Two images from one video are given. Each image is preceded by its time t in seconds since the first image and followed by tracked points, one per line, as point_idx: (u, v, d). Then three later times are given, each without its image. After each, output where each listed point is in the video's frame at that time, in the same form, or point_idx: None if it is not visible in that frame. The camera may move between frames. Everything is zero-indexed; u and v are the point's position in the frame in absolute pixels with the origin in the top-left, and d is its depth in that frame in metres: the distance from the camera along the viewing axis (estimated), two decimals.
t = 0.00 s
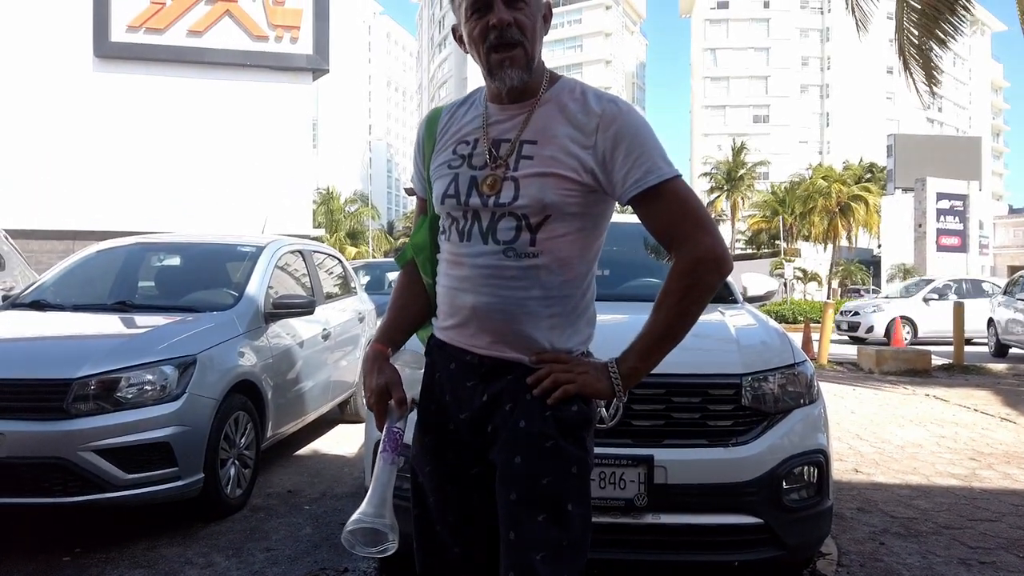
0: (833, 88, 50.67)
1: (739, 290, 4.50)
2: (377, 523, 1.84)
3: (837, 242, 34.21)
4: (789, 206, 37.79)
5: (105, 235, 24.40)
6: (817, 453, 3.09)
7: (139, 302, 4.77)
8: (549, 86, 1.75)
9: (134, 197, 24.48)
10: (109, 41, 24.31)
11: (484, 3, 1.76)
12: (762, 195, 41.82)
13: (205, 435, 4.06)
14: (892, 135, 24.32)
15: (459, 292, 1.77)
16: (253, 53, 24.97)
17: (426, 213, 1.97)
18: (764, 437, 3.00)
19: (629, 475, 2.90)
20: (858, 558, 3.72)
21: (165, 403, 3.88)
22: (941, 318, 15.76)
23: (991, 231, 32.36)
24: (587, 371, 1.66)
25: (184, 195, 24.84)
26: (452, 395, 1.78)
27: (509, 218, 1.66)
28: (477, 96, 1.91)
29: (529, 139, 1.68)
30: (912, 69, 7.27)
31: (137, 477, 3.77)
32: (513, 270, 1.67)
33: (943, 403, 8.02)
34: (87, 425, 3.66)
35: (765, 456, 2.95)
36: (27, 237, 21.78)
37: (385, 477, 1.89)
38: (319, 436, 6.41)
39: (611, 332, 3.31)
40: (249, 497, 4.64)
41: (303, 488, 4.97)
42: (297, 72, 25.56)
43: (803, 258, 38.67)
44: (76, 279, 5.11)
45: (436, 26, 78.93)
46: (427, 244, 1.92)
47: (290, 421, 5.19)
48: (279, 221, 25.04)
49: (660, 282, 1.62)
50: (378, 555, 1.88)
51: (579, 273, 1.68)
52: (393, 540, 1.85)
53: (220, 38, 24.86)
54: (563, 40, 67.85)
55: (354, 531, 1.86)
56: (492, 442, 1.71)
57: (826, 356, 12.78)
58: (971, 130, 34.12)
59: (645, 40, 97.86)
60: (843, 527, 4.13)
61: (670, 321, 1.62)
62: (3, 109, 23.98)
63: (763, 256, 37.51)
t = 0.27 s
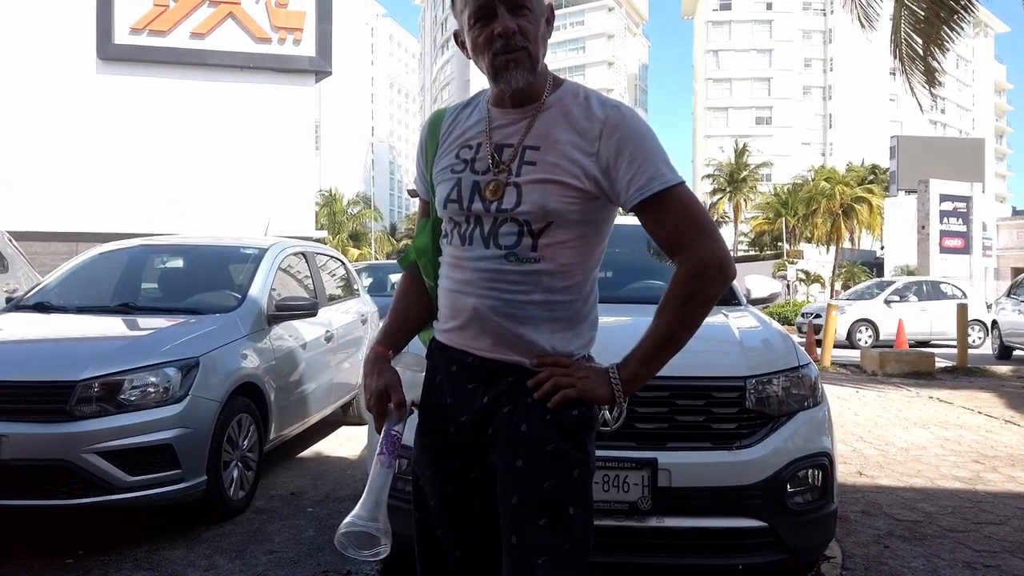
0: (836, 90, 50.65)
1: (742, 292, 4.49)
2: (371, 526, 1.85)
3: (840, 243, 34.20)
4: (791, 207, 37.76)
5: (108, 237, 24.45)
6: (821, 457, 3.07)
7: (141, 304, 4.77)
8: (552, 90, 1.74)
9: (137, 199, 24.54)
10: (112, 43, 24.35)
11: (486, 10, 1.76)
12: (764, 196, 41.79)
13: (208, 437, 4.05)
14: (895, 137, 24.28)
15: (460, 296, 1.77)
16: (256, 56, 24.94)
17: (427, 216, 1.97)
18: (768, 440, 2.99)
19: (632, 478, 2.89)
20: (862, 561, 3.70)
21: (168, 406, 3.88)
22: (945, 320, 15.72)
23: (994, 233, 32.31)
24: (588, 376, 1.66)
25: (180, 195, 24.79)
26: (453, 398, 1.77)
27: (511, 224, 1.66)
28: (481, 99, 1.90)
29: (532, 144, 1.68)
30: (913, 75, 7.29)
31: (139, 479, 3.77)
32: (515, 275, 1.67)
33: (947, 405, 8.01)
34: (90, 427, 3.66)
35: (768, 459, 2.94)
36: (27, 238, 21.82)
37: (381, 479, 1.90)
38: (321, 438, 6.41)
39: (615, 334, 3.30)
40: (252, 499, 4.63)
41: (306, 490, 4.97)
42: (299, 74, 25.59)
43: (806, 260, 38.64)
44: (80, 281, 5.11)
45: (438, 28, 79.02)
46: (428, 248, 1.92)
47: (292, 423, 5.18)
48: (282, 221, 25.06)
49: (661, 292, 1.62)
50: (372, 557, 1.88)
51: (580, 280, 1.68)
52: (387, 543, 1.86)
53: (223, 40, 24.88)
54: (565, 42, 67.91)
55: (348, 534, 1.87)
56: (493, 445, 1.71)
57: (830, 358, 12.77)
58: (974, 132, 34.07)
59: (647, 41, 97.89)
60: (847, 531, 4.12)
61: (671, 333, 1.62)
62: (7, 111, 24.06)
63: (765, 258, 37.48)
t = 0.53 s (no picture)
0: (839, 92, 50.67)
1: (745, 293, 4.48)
2: (373, 524, 1.88)
3: (843, 245, 34.22)
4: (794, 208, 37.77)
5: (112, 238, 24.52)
6: (824, 457, 3.06)
7: (144, 305, 4.77)
8: (553, 89, 1.74)
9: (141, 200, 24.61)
10: (116, 45, 24.41)
11: (486, 9, 1.76)
12: (766, 197, 41.79)
13: (210, 437, 4.05)
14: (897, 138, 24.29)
15: (462, 296, 1.76)
16: (259, 57, 24.98)
17: (428, 214, 1.97)
18: (771, 441, 2.98)
19: (635, 478, 2.89)
20: (865, 562, 3.69)
21: (170, 406, 3.88)
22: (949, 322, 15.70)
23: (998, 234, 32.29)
24: (593, 375, 1.65)
25: (181, 195, 24.81)
26: (457, 397, 1.77)
27: (512, 223, 1.66)
28: (482, 99, 1.90)
29: (533, 144, 1.68)
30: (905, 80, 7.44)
31: (142, 479, 3.77)
32: (518, 275, 1.67)
33: (950, 407, 7.98)
34: (93, 427, 3.66)
35: (771, 460, 2.93)
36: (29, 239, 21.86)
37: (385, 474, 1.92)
38: (324, 439, 6.40)
39: (617, 334, 3.29)
40: (254, 499, 4.63)
41: (308, 491, 4.97)
42: (302, 75, 25.62)
43: (808, 261, 38.63)
44: (83, 282, 5.12)
45: (441, 29, 79.10)
46: (429, 246, 1.91)
47: (294, 423, 5.18)
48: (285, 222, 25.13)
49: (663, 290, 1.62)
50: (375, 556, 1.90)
51: (583, 277, 1.67)
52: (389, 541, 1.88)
53: (227, 42, 24.92)
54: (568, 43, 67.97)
55: (350, 531, 1.90)
56: (496, 445, 1.71)
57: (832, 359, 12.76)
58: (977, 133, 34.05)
59: (649, 42, 97.89)
60: (851, 532, 4.11)
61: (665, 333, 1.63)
62: (11, 113, 24.14)
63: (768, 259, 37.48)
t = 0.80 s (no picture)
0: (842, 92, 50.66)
1: (747, 293, 4.47)
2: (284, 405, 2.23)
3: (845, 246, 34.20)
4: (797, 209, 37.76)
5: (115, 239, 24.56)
6: (827, 459, 3.06)
7: (147, 305, 4.78)
8: (560, 88, 1.74)
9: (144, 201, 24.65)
10: (119, 46, 24.40)
11: (494, 10, 1.77)
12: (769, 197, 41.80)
13: (213, 438, 4.06)
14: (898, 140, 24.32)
15: (467, 297, 1.77)
16: (261, 58, 24.97)
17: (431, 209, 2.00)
18: (773, 442, 2.98)
19: (638, 480, 2.88)
20: (868, 564, 3.69)
21: (174, 407, 3.88)
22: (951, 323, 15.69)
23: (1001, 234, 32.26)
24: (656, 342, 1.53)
25: (181, 195, 24.92)
26: (461, 400, 1.76)
27: (517, 220, 1.67)
28: (489, 99, 1.91)
29: (538, 139, 1.68)
30: (902, 82, 7.55)
31: (144, 481, 3.77)
32: (521, 272, 1.67)
33: (952, 407, 7.98)
34: (96, 427, 3.66)
35: (774, 462, 2.93)
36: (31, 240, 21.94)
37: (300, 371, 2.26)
38: (325, 440, 6.41)
39: (619, 334, 3.29)
40: (257, 499, 4.63)
41: (310, 491, 4.97)
42: (305, 76, 25.62)
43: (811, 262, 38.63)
44: (86, 282, 5.13)
45: (443, 30, 79.12)
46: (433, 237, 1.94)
47: (297, 424, 5.19)
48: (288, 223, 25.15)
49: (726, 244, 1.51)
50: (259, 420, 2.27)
51: (589, 270, 1.68)
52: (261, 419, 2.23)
53: (230, 44, 24.90)
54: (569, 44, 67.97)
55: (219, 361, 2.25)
56: (504, 446, 1.71)
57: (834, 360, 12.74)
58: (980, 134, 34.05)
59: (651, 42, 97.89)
60: (853, 534, 4.10)
61: (779, 259, 1.43)
62: (18, 113, 24.16)
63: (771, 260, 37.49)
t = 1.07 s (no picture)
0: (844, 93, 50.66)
1: (749, 294, 4.47)
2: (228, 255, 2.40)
3: (847, 247, 34.28)
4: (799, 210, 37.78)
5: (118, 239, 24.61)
6: (829, 460, 3.06)
7: (150, 306, 4.79)
8: (567, 87, 1.76)
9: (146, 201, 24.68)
10: (121, 46, 24.39)
11: (504, 7, 1.76)
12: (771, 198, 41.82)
13: (215, 439, 4.05)
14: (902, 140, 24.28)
15: (471, 295, 1.77)
16: (264, 59, 24.97)
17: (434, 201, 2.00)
18: (777, 443, 2.97)
19: (640, 482, 2.88)
20: (870, 566, 3.68)
21: (175, 407, 3.89)
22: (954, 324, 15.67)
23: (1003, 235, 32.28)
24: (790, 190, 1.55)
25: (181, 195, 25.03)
26: (465, 400, 1.76)
27: (524, 212, 1.67)
28: (494, 95, 1.91)
29: (549, 128, 1.70)
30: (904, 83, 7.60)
31: (146, 482, 3.77)
32: (528, 265, 1.67)
33: (955, 409, 7.97)
34: (98, 428, 3.66)
35: (777, 463, 2.92)
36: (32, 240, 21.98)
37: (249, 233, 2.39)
38: (328, 441, 6.40)
39: (621, 336, 3.29)
40: (258, 500, 4.63)
41: (312, 492, 4.97)
42: (307, 77, 25.63)
43: (813, 263, 38.66)
44: (88, 282, 5.13)
45: (445, 30, 79.15)
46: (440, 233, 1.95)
47: (299, 424, 5.19)
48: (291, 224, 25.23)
49: (792, 117, 1.54)
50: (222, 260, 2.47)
51: (596, 259, 1.69)
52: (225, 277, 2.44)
53: (232, 44, 24.93)
54: (571, 44, 68.00)
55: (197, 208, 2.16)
56: (507, 449, 1.71)
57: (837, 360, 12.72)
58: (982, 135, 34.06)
59: (654, 43, 97.93)
60: (856, 536, 4.09)
61: (882, 80, 1.51)
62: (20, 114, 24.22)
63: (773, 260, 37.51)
